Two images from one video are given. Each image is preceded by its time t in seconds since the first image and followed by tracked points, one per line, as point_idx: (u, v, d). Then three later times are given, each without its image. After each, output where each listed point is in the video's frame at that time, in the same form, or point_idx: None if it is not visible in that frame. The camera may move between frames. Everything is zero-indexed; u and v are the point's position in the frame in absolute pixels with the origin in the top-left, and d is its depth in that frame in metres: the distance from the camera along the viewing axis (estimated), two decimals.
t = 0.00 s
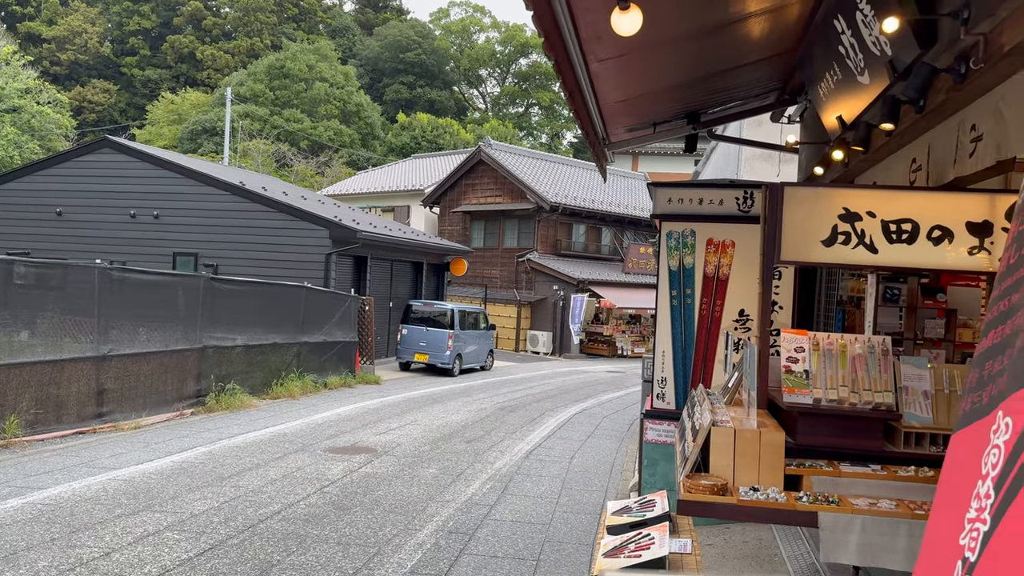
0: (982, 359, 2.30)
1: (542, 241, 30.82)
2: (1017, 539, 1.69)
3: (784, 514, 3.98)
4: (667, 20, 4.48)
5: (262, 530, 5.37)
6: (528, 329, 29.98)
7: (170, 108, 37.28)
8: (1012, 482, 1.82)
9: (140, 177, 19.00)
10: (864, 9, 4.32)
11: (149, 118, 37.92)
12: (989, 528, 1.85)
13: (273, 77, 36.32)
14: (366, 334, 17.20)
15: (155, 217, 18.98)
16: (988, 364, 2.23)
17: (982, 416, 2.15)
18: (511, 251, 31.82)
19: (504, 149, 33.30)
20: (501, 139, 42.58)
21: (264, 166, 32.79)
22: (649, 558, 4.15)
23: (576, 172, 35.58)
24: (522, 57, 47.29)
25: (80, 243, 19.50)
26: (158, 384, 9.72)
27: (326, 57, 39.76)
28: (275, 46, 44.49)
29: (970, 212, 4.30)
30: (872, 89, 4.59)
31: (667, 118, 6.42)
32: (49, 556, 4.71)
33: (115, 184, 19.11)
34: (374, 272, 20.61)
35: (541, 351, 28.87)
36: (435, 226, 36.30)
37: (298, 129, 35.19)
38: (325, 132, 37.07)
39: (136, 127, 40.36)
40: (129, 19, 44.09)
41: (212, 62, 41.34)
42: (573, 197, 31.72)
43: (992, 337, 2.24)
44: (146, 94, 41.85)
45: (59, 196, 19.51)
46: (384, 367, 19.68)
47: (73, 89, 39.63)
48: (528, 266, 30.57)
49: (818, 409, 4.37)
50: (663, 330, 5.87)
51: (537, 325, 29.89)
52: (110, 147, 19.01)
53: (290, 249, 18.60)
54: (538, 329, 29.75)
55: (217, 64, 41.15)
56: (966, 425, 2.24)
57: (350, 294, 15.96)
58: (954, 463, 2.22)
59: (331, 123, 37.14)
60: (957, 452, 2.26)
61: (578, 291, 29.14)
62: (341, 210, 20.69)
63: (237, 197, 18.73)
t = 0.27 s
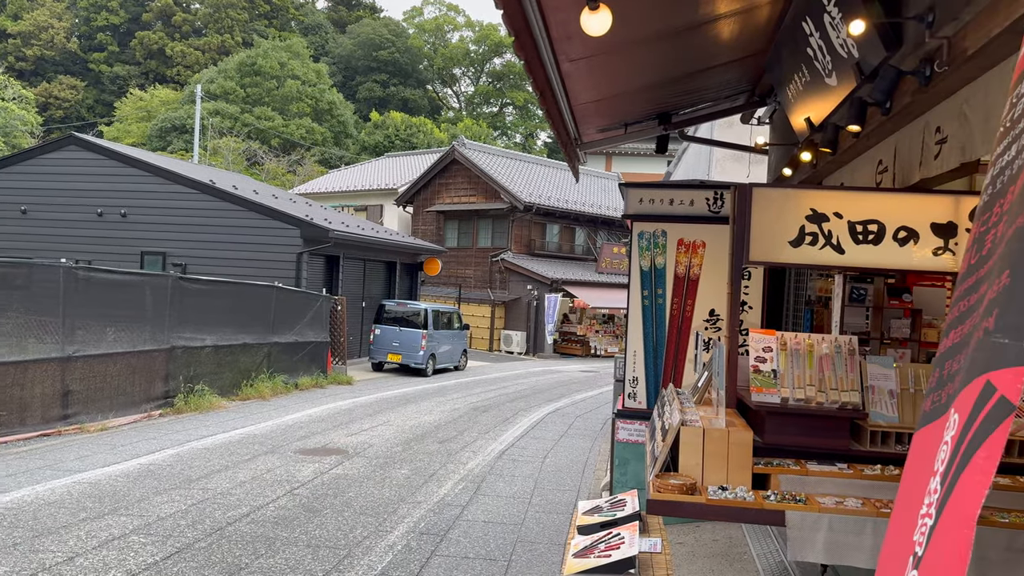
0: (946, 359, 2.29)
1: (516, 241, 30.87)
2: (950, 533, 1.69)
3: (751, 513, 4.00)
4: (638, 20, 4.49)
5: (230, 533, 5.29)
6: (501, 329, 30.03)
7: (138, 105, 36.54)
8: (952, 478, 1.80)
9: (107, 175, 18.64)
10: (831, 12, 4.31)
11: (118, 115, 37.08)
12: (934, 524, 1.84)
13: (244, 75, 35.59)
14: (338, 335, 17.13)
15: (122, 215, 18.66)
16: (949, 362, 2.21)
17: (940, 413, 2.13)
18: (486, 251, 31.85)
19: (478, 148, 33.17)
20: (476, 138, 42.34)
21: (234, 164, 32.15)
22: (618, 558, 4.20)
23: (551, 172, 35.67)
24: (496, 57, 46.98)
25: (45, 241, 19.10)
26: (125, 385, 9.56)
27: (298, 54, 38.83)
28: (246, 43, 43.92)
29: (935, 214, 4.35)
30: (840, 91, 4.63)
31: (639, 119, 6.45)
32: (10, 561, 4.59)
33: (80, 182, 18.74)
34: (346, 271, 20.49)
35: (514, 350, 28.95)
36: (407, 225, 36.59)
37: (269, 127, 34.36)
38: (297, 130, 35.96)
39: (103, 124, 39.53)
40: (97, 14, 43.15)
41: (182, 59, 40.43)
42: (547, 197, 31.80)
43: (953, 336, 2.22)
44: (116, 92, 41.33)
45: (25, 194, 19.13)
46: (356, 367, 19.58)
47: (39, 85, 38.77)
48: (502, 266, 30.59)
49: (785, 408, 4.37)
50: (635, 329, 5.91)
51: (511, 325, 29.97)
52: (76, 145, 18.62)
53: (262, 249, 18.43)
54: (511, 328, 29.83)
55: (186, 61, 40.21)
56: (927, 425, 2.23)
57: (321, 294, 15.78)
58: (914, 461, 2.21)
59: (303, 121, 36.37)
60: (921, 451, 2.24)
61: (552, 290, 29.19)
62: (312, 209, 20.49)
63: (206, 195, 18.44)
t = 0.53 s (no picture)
0: (918, 360, 2.35)
1: (493, 241, 30.86)
2: (927, 532, 1.71)
3: (723, 512, 4.00)
4: (612, 20, 4.48)
5: (201, 536, 5.22)
6: (479, 329, 30.03)
7: (110, 103, 35.93)
8: (927, 479, 1.84)
9: (78, 174, 18.34)
10: (803, 13, 4.32)
11: (89, 113, 36.40)
12: (908, 524, 1.87)
13: (218, 73, 34.92)
14: (312, 335, 17.07)
15: (93, 215, 18.40)
16: (922, 363, 2.26)
17: (914, 414, 2.18)
18: (463, 251, 31.79)
19: (455, 148, 33.22)
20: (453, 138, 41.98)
21: (208, 164, 31.52)
22: (592, 558, 4.16)
23: (528, 173, 35.70)
24: (473, 57, 46.85)
25: (17, 240, 18.94)
26: (95, 387, 9.42)
27: (273, 53, 38.53)
28: (220, 42, 43.33)
29: (907, 215, 4.37)
30: (813, 93, 4.67)
31: (614, 119, 6.46)
32: None
33: (50, 181, 18.42)
34: (321, 272, 20.28)
35: (491, 351, 28.89)
36: (384, 225, 36.56)
37: (244, 126, 33.69)
38: (272, 129, 35.26)
39: (74, 122, 38.78)
40: (68, 10, 42.32)
41: (155, 57, 39.77)
42: (523, 197, 31.86)
43: (922, 337, 2.32)
44: (87, 89, 40.54)
45: None
46: (332, 368, 19.45)
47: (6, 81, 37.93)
48: (479, 266, 30.56)
49: (757, 408, 4.39)
50: (609, 329, 5.93)
51: (488, 325, 29.98)
52: (45, 143, 18.28)
53: (236, 249, 18.24)
54: (489, 329, 29.85)
55: (159, 59, 39.54)
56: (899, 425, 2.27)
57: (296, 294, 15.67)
58: (887, 462, 2.26)
59: (277, 119, 35.59)
60: (894, 451, 2.29)
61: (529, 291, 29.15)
62: (287, 208, 20.31)
63: (179, 195, 18.22)
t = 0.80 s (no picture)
0: (885, 359, 2.34)
1: (473, 242, 30.82)
2: (909, 539, 1.68)
3: (698, 512, 4.01)
4: (587, 19, 4.46)
5: (175, 540, 5.16)
6: (459, 330, 30.01)
7: (85, 102, 35.44)
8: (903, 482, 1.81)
9: (52, 173, 18.12)
10: (776, 16, 4.34)
11: (63, 112, 35.87)
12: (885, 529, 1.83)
13: (194, 72, 34.22)
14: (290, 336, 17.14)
15: (67, 215, 18.20)
16: (889, 361, 2.24)
17: (882, 413, 2.15)
18: (442, 252, 31.74)
19: (435, 148, 33.17)
20: (432, 138, 41.82)
21: (184, 164, 31.20)
22: (568, 558, 4.13)
23: (508, 174, 35.71)
24: (453, 57, 46.70)
25: None
26: (68, 390, 9.30)
27: (251, 53, 38.10)
28: (196, 41, 42.84)
29: (880, 215, 4.40)
30: (787, 94, 4.70)
31: (591, 120, 6.47)
32: None
33: (23, 181, 18.20)
34: (299, 271, 20.08)
35: (472, 352, 28.70)
36: (363, 226, 36.51)
37: (221, 125, 33.27)
38: (249, 129, 34.87)
39: (47, 122, 38.16)
40: (41, 8, 41.63)
41: (131, 56, 39.27)
42: (503, 198, 31.89)
43: (891, 337, 2.31)
44: (60, 88, 39.82)
45: None
46: (310, 370, 19.33)
47: None
48: (459, 267, 30.52)
49: (732, 408, 4.41)
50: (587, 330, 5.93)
51: (468, 326, 29.99)
52: (18, 142, 18.04)
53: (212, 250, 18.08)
54: (469, 330, 29.86)
55: (135, 58, 39.07)
56: (865, 425, 2.26)
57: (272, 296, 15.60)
58: (853, 464, 2.23)
59: (255, 119, 35.16)
60: (862, 452, 2.27)
61: (509, 291, 29.08)
62: (265, 208, 20.16)
63: (154, 195, 18.04)
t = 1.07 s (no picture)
0: (864, 362, 2.43)
1: (454, 242, 30.88)
2: (878, 535, 1.74)
3: (676, 511, 4.00)
4: (565, 19, 4.44)
5: (151, 544, 5.11)
6: (441, 331, 29.98)
7: (61, 102, 35.00)
8: (877, 481, 1.87)
9: (28, 173, 17.92)
10: (753, 16, 4.35)
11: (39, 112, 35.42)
12: (861, 528, 1.90)
13: (172, 72, 33.62)
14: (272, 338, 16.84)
15: (42, 216, 18.02)
16: (870, 365, 2.33)
17: (864, 415, 2.24)
18: (424, 252, 31.72)
19: (416, 149, 33.08)
20: (413, 138, 41.69)
21: (163, 164, 30.90)
22: (546, 560, 4.09)
23: (490, 174, 35.71)
24: (435, 57, 46.54)
25: None
26: (43, 392, 9.20)
27: (230, 52, 37.06)
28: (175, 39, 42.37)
29: (854, 215, 4.42)
30: (763, 95, 4.73)
31: (571, 121, 6.48)
32: None
33: None
34: (279, 272, 20.04)
35: (454, 352, 28.80)
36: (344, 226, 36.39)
37: (200, 125, 32.88)
38: (228, 129, 34.58)
39: (22, 121, 37.59)
40: (15, 6, 40.97)
41: (108, 54, 38.80)
42: (485, 198, 31.88)
43: (867, 339, 2.42)
44: (36, 88, 39.21)
45: None
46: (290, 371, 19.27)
47: None
48: (441, 267, 30.50)
49: (709, 407, 4.40)
50: (569, 329, 6.04)
51: (450, 326, 29.97)
52: None
53: (192, 252, 17.93)
54: (451, 330, 29.85)
55: (113, 57, 38.62)
56: (847, 426, 2.35)
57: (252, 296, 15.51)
58: (835, 465, 2.31)
59: (234, 119, 34.86)
60: (842, 452, 2.37)
61: (491, 292, 29.32)
62: (244, 209, 20.02)
63: (131, 196, 17.87)
